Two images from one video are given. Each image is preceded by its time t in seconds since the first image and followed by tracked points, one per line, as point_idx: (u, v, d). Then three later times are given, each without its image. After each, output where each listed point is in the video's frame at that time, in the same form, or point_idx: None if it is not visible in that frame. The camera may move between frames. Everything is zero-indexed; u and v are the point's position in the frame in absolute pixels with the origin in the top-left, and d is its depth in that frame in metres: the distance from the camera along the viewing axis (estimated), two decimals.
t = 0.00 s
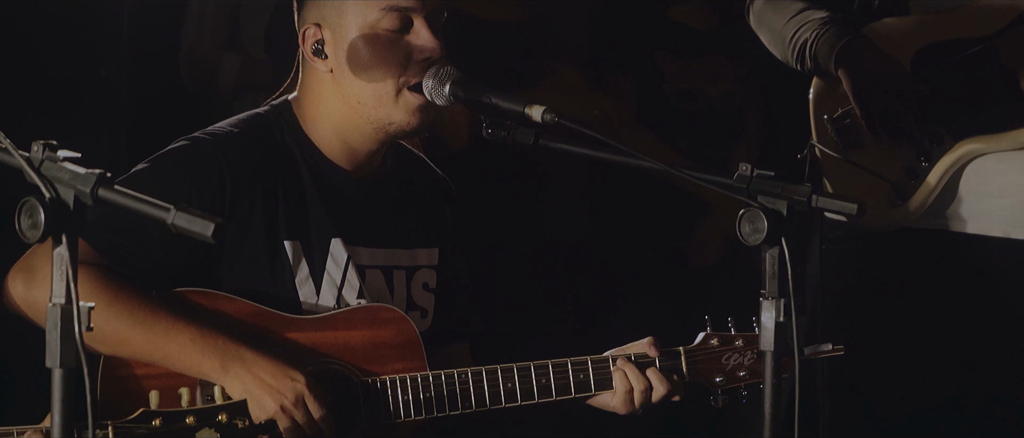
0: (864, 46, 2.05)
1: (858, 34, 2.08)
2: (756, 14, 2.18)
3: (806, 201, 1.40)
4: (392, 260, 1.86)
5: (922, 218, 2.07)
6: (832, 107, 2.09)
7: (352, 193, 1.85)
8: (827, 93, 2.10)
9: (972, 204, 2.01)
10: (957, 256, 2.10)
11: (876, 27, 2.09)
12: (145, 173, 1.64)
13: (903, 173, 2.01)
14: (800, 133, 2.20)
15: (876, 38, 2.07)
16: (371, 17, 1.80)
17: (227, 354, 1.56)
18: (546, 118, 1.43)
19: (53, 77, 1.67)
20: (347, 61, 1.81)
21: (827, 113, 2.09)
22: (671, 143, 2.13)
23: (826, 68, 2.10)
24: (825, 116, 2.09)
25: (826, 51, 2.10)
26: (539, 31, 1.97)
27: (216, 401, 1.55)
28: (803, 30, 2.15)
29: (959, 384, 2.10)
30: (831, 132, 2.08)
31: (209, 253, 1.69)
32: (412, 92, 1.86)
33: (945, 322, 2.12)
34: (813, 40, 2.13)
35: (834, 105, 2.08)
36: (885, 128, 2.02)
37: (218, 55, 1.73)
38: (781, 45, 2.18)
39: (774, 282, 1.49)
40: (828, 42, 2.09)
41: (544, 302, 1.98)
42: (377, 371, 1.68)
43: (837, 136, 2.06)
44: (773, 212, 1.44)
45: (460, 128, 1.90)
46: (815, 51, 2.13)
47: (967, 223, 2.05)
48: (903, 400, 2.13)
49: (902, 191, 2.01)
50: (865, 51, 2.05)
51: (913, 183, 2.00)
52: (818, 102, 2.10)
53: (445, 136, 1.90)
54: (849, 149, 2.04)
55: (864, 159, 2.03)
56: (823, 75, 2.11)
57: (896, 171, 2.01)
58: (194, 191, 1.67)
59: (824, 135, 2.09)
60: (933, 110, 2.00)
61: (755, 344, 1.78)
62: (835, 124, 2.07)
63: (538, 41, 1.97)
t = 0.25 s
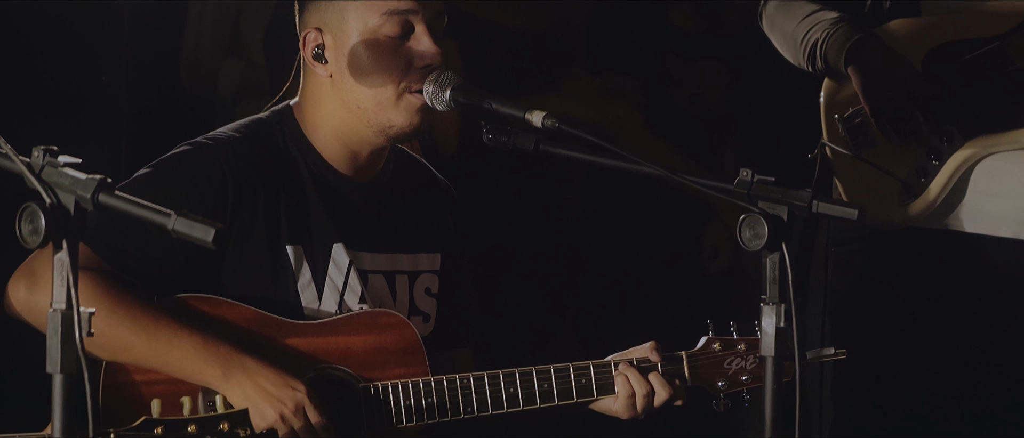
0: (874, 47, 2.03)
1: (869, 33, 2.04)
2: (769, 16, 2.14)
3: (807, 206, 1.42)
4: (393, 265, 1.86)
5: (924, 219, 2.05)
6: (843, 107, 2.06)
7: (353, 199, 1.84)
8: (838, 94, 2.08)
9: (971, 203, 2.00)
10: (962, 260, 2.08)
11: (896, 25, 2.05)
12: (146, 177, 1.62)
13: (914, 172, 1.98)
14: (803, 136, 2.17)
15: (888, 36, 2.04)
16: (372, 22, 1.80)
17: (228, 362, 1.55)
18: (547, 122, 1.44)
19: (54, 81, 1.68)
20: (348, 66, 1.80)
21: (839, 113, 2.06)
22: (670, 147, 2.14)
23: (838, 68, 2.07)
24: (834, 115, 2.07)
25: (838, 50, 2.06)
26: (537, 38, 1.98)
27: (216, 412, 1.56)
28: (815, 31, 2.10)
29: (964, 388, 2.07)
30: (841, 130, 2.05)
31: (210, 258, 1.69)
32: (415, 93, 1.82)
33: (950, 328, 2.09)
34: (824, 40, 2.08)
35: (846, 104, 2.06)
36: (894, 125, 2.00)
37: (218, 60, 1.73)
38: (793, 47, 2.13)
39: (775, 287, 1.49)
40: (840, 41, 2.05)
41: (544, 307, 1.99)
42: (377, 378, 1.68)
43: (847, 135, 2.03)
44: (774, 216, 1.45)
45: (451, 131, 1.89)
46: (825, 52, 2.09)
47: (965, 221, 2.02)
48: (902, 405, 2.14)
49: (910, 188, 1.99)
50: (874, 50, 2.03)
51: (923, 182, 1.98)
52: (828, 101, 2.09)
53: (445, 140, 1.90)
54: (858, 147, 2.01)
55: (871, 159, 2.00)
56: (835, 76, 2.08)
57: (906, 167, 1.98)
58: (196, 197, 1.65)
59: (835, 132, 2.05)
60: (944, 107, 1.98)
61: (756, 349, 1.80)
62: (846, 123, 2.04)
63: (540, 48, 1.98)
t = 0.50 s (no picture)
0: (880, 54, 1.98)
1: (876, 40, 1.99)
2: (777, 23, 2.12)
3: (809, 211, 1.41)
4: (394, 271, 1.86)
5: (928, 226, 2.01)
6: (850, 112, 2.02)
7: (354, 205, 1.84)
8: (844, 101, 2.03)
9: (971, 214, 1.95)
10: (967, 267, 2.05)
11: (903, 32, 2.00)
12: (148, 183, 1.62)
13: (920, 179, 1.93)
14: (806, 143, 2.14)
15: (896, 44, 2.00)
16: (373, 28, 1.79)
17: (230, 366, 1.55)
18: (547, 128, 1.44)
19: (56, 86, 1.68)
20: (350, 72, 1.79)
21: (846, 118, 2.03)
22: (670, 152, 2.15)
23: (845, 75, 2.02)
24: (841, 121, 2.04)
25: (846, 57, 2.01)
26: (537, 44, 1.99)
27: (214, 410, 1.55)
28: (823, 36, 2.07)
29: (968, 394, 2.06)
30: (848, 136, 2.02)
31: (211, 264, 1.69)
32: (417, 98, 1.81)
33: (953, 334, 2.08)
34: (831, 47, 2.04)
35: (852, 110, 2.02)
36: (899, 132, 1.96)
37: (219, 66, 1.74)
38: (801, 53, 2.10)
39: (776, 293, 1.48)
40: (848, 48, 2.01)
41: (544, 312, 1.99)
42: (379, 382, 1.68)
43: (855, 142, 2.01)
44: (776, 222, 1.45)
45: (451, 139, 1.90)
46: (832, 59, 2.04)
47: (968, 229, 1.99)
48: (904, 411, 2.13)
49: (916, 193, 1.94)
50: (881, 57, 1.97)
51: (930, 188, 1.92)
52: (835, 107, 2.05)
53: (447, 146, 1.90)
54: (864, 154, 1.98)
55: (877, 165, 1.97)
56: (843, 82, 2.03)
57: (910, 174, 1.94)
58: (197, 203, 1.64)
59: (841, 139, 2.03)
60: (950, 114, 1.92)
61: (758, 355, 1.79)
62: (852, 129, 2.02)
63: (540, 57, 2.00)
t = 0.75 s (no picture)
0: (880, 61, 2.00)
1: (876, 48, 2.01)
2: (777, 29, 2.15)
3: (810, 218, 1.42)
4: (395, 279, 1.85)
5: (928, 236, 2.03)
6: (851, 121, 2.05)
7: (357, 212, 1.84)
8: (844, 109, 2.06)
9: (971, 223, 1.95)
10: (968, 274, 2.05)
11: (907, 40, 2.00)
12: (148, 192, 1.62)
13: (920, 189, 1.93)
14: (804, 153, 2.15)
15: (896, 52, 2.00)
16: (376, 36, 1.78)
17: (230, 376, 1.55)
18: (549, 135, 1.45)
19: (61, 94, 1.70)
20: (352, 80, 1.78)
21: (846, 128, 2.06)
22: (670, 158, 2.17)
23: (845, 83, 2.05)
24: (841, 130, 2.07)
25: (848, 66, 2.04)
26: (539, 51, 2.00)
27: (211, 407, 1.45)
28: (824, 45, 2.10)
29: (968, 404, 2.05)
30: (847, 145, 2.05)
31: (213, 272, 1.69)
32: (423, 106, 1.79)
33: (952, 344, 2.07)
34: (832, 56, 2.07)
35: (853, 118, 2.05)
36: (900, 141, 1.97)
37: (221, 74, 1.76)
38: (802, 61, 2.13)
39: (778, 301, 1.48)
40: (848, 56, 2.04)
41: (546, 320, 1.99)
42: (379, 391, 1.68)
43: (854, 151, 2.03)
44: (778, 230, 1.44)
45: (461, 149, 1.91)
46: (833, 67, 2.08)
47: (970, 238, 1.99)
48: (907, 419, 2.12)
49: (919, 206, 1.94)
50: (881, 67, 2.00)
51: (931, 199, 1.92)
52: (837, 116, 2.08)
53: (450, 153, 1.92)
54: (864, 164, 2.00)
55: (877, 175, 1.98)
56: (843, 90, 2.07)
57: (910, 184, 1.95)
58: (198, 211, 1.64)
59: (842, 149, 2.06)
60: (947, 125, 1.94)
61: (759, 363, 1.79)
62: (852, 138, 2.04)
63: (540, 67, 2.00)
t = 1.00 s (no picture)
0: (872, 72, 1.97)
1: (868, 58, 1.99)
2: (769, 41, 2.15)
3: (812, 228, 1.39)
4: (398, 288, 1.85)
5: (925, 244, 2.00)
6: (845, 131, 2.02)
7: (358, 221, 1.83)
8: (838, 118, 2.04)
9: (964, 230, 1.94)
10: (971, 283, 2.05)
11: (910, 48, 1.95)
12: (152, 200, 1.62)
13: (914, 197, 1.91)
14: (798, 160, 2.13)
15: (887, 62, 1.98)
16: (377, 45, 1.78)
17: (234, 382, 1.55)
18: (551, 144, 1.43)
19: (62, 104, 1.70)
20: (352, 89, 1.78)
21: (838, 138, 2.04)
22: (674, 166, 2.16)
23: (838, 93, 2.03)
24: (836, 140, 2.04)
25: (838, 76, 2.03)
26: (542, 59, 2.00)
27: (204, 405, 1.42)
28: (815, 55, 2.08)
29: (973, 418, 2.03)
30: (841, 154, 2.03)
31: (215, 281, 1.69)
32: (423, 116, 1.78)
33: (958, 358, 2.05)
34: (824, 66, 2.05)
35: (846, 127, 2.02)
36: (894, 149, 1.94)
37: (223, 82, 1.76)
38: (793, 72, 2.12)
39: (781, 311, 1.45)
40: (839, 66, 2.02)
41: (548, 328, 1.99)
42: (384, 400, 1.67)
43: (847, 160, 2.01)
44: (780, 240, 1.42)
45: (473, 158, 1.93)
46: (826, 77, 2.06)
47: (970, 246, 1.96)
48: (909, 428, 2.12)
49: (911, 214, 1.92)
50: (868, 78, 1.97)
51: (922, 207, 1.90)
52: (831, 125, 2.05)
53: (453, 163, 1.92)
54: (857, 172, 1.98)
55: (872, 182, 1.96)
56: (834, 101, 2.05)
57: (904, 192, 1.92)
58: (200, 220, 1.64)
59: (835, 158, 2.04)
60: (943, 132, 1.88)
61: (762, 373, 1.80)
62: (845, 147, 2.02)
63: (540, 76, 1.99)
